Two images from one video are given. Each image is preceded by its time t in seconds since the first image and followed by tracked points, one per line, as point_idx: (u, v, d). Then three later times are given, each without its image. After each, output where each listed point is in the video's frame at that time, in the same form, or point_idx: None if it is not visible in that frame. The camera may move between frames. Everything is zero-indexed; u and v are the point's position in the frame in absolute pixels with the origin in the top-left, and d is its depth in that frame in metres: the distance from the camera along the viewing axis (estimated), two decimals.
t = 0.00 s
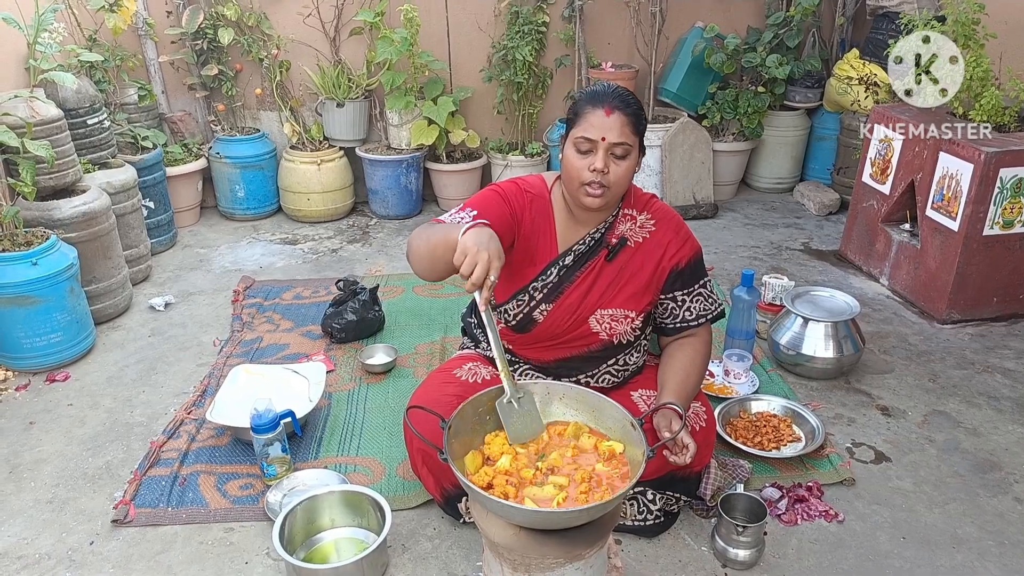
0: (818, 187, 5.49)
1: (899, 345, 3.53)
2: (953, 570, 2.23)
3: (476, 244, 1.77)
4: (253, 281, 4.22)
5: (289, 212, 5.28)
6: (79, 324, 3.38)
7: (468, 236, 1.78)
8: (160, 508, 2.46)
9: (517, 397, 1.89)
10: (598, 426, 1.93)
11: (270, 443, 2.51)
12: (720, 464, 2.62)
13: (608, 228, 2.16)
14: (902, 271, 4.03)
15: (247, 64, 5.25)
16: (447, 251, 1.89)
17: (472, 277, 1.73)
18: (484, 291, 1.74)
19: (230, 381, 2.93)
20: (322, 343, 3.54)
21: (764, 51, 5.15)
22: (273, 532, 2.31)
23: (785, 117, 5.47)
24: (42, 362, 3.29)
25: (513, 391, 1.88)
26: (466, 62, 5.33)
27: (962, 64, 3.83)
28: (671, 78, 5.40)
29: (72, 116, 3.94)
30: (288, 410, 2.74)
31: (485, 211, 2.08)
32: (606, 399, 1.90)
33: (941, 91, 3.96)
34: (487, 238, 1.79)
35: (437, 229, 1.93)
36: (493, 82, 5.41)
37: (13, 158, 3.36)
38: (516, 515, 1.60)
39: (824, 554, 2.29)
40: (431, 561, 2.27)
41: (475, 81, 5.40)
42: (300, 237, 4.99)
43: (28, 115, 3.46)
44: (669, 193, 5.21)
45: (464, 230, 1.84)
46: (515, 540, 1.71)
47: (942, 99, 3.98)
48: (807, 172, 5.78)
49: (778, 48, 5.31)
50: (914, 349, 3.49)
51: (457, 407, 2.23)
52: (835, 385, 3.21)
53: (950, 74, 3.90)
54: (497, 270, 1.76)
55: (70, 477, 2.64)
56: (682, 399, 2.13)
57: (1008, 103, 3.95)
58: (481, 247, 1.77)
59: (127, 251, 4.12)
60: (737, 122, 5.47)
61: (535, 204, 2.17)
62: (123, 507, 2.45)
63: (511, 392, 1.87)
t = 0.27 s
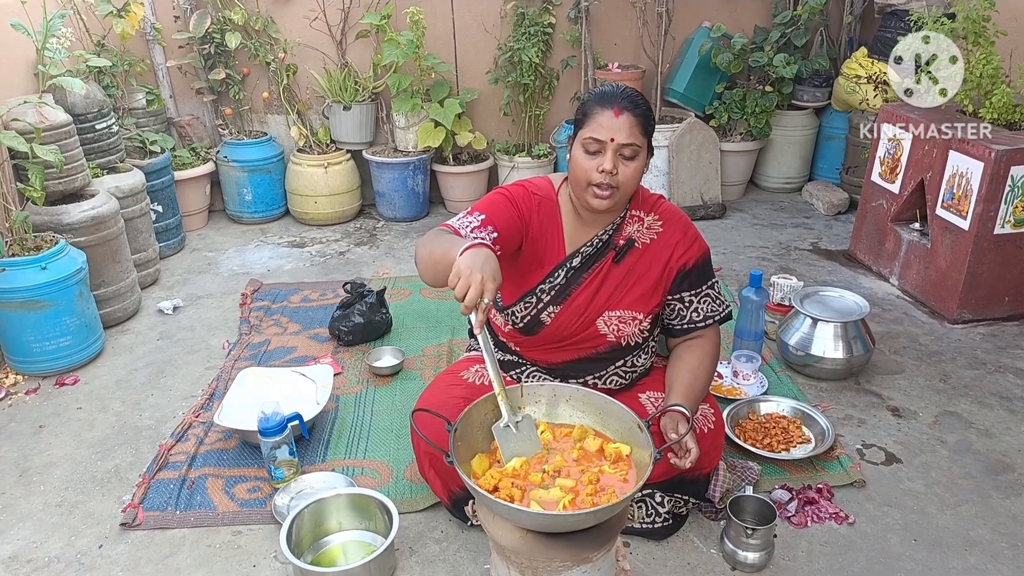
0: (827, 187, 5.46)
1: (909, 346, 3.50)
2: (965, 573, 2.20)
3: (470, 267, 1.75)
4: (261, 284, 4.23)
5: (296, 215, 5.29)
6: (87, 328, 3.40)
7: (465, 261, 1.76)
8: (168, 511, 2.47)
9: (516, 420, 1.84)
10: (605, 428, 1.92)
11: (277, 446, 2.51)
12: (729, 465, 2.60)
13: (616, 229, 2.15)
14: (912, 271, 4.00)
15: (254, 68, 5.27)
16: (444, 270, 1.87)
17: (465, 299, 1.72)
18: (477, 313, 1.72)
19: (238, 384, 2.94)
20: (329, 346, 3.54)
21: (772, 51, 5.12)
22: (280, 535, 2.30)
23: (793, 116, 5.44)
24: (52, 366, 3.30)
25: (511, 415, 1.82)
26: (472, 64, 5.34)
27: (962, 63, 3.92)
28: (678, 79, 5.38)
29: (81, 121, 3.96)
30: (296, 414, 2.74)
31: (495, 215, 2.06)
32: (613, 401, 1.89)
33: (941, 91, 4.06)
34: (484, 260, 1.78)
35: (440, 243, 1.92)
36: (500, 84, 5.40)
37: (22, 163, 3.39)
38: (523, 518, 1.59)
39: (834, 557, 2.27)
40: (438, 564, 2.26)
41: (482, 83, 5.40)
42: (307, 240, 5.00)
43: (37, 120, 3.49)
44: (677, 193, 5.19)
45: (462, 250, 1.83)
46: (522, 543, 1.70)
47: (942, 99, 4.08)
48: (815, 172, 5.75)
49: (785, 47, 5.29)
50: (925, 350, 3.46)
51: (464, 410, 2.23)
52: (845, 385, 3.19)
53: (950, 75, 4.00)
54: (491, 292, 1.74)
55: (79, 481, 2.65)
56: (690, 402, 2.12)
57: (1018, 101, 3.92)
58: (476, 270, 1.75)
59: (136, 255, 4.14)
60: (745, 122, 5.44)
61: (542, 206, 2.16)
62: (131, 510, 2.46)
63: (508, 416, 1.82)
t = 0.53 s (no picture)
0: (832, 187, 5.43)
1: (916, 347, 3.48)
2: None
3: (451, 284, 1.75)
4: (266, 288, 4.23)
5: (301, 219, 5.30)
6: (93, 333, 3.40)
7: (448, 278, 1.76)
8: (173, 517, 2.46)
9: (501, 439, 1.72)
10: (610, 432, 1.91)
11: (282, 451, 2.51)
12: (735, 469, 2.59)
13: (621, 232, 2.15)
14: (919, 271, 3.98)
15: (258, 72, 5.28)
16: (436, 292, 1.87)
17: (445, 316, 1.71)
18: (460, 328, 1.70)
19: (242, 389, 2.93)
20: (334, 349, 3.54)
21: (776, 51, 5.11)
22: (286, 540, 2.30)
23: (798, 117, 5.42)
24: (57, 371, 3.31)
25: (495, 433, 1.72)
26: (475, 66, 5.33)
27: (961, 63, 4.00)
28: (682, 80, 5.37)
29: (86, 126, 3.97)
30: (300, 418, 2.74)
31: (500, 223, 2.04)
32: (618, 405, 1.87)
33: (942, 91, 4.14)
34: (468, 277, 1.78)
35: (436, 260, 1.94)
36: (504, 86, 5.40)
37: (27, 168, 3.39)
38: (528, 523, 1.58)
39: (842, 560, 2.26)
40: (444, 569, 2.25)
41: (485, 85, 5.40)
42: (312, 244, 5.00)
43: (42, 126, 3.50)
44: (682, 195, 5.17)
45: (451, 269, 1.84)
46: (528, 548, 1.69)
47: (942, 99, 4.15)
48: (820, 172, 5.73)
49: (790, 47, 5.28)
50: (932, 351, 3.44)
51: (468, 414, 2.22)
52: (852, 387, 3.17)
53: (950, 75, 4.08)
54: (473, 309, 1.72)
55: (84, 486, 2.65)
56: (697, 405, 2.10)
57: None
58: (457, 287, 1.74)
59: (141, 259, 4.14)
60: (750, 122, 5.43)
61: (546, 211, 2.15)
62: (137, 515, 2.46)
63: (491, 434, 1.71)
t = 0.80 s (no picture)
0: (830, 183, 5.43)
1: (915, 342, 3.47)
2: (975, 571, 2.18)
3: (454, 286, 1.74)
4: (263, 290, 4.23)
5: (299, 220, 5.30)
6: (91, 337, 3.40)
7: (450, 280, 1.76)
8: (172, 520, 2.46)
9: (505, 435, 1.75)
10: (609, 430, 1.91)
11: (281, 453, 2.51)
12: (735, 466, 2.58)
13: (618, 230, 2.14)
14: (918, 266, 3.97)
15: (254, 74, 5.27)
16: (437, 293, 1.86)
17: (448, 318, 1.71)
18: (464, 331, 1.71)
19: (241, 392, 2.93)
20: (332, 351, 3.54)
21: (773, 48, 5.10)
22: (285, 542, 2.30)
23: (795, 113, 5.42)
24: (55, 375, 3.31)
25: (499, 429, 1.74)
26: (472, 66, 5.33)
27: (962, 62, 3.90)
28: (678, 77, 5.36)
29: (82, 130, 3.96)
30: (299, 419, 2.74)
31: (493, 224, 2.05)
32: (616, 404, 1.87)
33: (941, 91, 4.01)
34: (468, 278, 1.77)
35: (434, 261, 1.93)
36: (500, 86, 5.39)
37: (23, 173, 3.39)
38: (526, 523, 1.58)
39: (842, 557, 2.25)
40: (443, 570, 2.25)
41: (482, 85, 5.39)
42: (310, 245, 5.00)
43: (38, 130, 3.50)
44: (680, 192, 5.17)
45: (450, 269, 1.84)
46: (526, 548, 1.69)
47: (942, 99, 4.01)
48: (818, 169, 5.72)
49: (786, 44, 5.27)
50: (931, 346, 3.44)
51: (466, 414, 2.22)
52: (851, 383, 3.16)
53: (950, 74, 3.97)
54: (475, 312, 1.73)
55: (83, 490, 2.64)
56: (698, 404, 2.10)
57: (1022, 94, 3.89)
58: (459, 289, 1.74)
59: (138, 263, 4.14)
60: (747, 120, 5.42)
61: (542, 211, 2.15)
62: (136, 519, 2.45)
63: (495, 429, 1.74)
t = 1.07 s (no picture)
0: (825, 179, 5.44)
1: (910, 337, 3.48)
2: (970, 565, 2.18)
3: (469, 264, 1.71)
4: (258, 291, 4.22)
5: (293, 220, 5.28)
6: (85, 339, 3.39)
7: (466, 258, 1.72)
8: (168, 522, 2.45)
9: (489, 425, 1.76)
10: (603, 428, 1.91)
11: (276, 453, 2.50)
12: (730, 462, 2.59)
13: (611, 226, 2.14)
14: (912, 261, 3.98)
15: (247, 74, 5.26)
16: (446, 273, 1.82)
17: (458, 296, 1.67)
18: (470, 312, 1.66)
19: (236, 392, 2.92)
20: (327, 351, 3.53)
21: (766, 44, 5.10)
22: (281, 543, 2.29)
23: (789, 109, 5.43)
24: (50, 378, 3.30)
25: (482, 418, 1.74)
26: (465, 64, 5.32)
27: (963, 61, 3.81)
28: (672, 74, 5.36)
29: (74, 131, 3.95)
30: (294, 420, 2.73)
31: (486, 216, 2.05)
32: (611, 402, 1.87)
33: (941, 91, 3.93)
34: (485, 261, 1.73)
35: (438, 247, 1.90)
36: (494, 84, 5.39)
37: (15, 175, 3.38)
38: (521, 521, 1.58)
39: (838, 552, 2.26)
40: (440, 569, 2.25)
41: (475, 83, 5.39)
42: (304, 245, 4.99)
43: (29, 132, 3.48)
44: (674, 189, 5.17)
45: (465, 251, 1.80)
46: (521, 546, 1.69)
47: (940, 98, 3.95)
48: (812, 164, 5.73)
49: (779, 40, 5.28)
50: (926, 340, 3.45)
51: (461, 413, 2.22)
52: (846, 378, 3.17)
53: (950, 74, 3.88)
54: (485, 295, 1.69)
55: (78, 493, 2.64)
56: (691, 402, 2.10)
57: (1013, 88, 3.91)
58: (474, 268, 1.70)
59: (132, 264, 4.13)
60: (740, 116, 5.43)
61: (535, 206, 2.15)
62: (131, 521, 2.45)
63: (478, 419, 1.74)
